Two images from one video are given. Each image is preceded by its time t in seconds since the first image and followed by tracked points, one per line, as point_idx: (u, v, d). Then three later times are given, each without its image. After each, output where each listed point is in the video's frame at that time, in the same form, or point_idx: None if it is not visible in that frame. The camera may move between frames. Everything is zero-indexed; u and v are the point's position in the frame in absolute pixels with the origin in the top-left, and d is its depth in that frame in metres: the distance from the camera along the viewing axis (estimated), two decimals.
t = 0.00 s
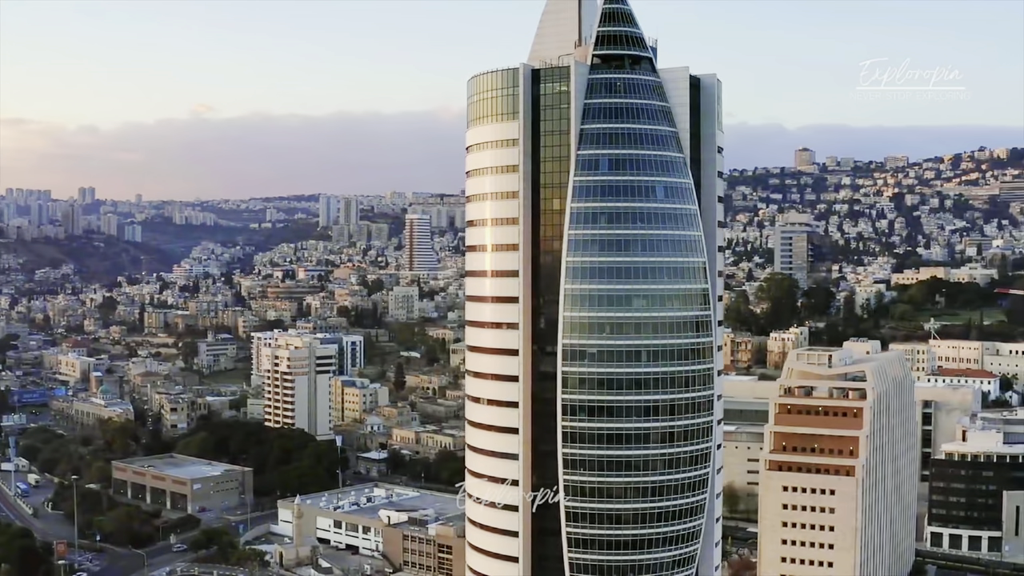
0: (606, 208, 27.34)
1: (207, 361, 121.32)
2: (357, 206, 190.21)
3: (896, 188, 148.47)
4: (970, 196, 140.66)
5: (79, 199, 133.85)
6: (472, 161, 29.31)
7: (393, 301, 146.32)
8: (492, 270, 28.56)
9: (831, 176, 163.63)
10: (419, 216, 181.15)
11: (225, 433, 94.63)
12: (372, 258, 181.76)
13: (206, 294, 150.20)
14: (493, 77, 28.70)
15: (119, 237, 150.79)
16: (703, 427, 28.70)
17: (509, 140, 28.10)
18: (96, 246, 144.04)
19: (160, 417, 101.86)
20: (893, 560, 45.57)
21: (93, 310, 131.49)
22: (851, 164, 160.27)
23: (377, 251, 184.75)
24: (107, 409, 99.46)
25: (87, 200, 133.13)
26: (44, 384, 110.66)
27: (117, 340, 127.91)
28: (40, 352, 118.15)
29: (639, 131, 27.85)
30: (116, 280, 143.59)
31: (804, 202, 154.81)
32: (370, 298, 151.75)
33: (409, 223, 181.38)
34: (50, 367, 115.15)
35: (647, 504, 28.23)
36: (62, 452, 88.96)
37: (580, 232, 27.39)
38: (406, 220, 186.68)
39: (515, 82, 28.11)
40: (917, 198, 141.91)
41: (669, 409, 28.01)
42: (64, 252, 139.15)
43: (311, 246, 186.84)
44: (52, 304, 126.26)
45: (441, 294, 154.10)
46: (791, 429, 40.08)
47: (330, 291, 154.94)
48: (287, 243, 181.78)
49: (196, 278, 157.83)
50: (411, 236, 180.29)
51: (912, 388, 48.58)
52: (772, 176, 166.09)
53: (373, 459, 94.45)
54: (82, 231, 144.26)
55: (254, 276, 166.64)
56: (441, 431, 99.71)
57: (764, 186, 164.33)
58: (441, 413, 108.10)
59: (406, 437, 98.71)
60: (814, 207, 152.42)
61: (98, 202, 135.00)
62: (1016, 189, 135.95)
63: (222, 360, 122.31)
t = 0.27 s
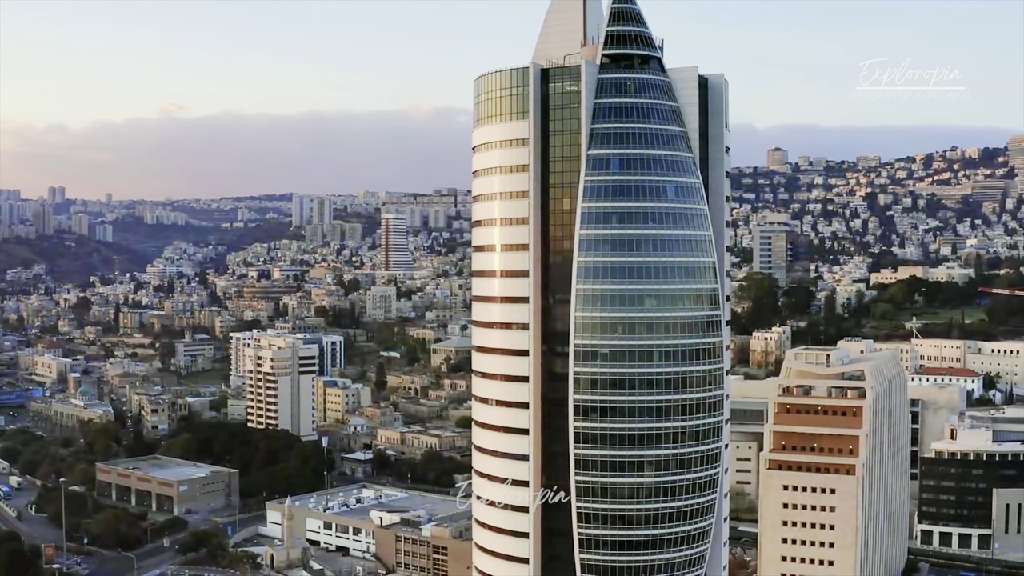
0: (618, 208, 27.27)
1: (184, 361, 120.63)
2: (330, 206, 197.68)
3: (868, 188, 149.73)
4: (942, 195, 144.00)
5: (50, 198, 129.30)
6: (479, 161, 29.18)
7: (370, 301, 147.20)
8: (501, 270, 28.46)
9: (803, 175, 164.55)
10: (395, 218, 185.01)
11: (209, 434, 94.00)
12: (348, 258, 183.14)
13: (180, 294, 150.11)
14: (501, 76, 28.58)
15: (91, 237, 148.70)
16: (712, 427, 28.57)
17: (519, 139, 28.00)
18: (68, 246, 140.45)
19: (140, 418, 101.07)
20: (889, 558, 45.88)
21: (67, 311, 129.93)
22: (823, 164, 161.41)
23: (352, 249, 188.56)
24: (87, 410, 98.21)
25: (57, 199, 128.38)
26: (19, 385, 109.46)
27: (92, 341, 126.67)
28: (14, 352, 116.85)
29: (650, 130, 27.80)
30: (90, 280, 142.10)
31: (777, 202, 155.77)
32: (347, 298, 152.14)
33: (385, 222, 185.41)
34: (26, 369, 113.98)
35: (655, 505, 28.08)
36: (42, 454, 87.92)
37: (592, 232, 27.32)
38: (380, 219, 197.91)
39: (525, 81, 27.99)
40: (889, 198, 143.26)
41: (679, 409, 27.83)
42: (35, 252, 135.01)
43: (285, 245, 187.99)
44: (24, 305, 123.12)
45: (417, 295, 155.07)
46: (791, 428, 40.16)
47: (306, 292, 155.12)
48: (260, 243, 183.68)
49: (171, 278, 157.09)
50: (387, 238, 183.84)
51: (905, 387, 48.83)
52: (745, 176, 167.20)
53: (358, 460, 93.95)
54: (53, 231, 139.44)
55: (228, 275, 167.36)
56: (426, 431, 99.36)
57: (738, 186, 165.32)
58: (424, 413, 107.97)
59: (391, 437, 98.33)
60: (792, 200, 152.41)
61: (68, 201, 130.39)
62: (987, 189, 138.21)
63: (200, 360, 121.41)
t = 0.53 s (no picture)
0: (629, 207, 27.32)
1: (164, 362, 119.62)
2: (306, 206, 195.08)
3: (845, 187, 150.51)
4: (917, 194, 142.09)
5: (21, 196, 125.62)
6: (486, 161, 29.14)
7: (349, 301, 147.16)
8: (509, 270, 28.45)
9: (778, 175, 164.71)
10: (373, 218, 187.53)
11: (195, 435, 93.51)
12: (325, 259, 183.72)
13: (157, 294, 148.96)
14: (509, 76, 28.55)
15: (64, 236, 145.28)
16: (722, 427, 28.60)
17: (528, 139, 27.98)
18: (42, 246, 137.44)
19: (122, 419, 100.34)
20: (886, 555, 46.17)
21: (42, 311, 128.10)
22: (798, 163, 161.74)
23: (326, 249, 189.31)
24: (69, 411, 97.87)
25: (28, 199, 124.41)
26: None
27: (68, 341, 124.97)
28: None
29: (659, 131, 27.87)
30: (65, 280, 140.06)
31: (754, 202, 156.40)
32: (325, 298, 152.00)
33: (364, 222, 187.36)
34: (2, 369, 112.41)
35: (665, 505, 28.08)
36: (23, 457, 86.75)
37: (603, 231, 27.35)
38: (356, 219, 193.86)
39: (534, 80, 27.98)
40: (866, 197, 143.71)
41: (688, 408, 27.86)
42: (9, 251, 133.36)
43: (261, 245, 188.10)
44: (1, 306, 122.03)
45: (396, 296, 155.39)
46: (790, 427, 40.32)
47: (285, 292, 154.65)
48: (236, 243, 184.05)
49: (147, 278, 155.83)
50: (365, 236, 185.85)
51: (899, 386, 49.08)
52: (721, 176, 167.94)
53: (345, 461, 93.40)
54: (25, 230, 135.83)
55: (204, 275, 167.07)
56: (412, 431, 98.84)
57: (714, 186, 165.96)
58: (408, 413, 107.50)
59: (377, 437, 97.95)
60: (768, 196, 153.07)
61: (40, 200, 126.97)
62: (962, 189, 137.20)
63: (179, 361, 121.16)
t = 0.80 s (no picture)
0: (639, 208, 27.34)
1: (144, 362, 119.14)
2: (281, 205, 202.09)
3: (820, 187, 151.97)
4: (890, 197, 144.35)
5: None
6: (493, 161, 29.08)
7: (330, 300, 147.50)
8: (516, 270, 28.42)
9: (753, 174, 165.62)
10: (352, 217, 189.57)
11: (180, 435, 92.86)
12: (304, 259, 184.01)
13: (135, 294, 148.07)
14: (516, 76, 28.53)
15: (38, 236, 143.18)
16: (731, 427, 28.67)
17: (537, 139, 27.96)
18: (15, 246, 134.18)
19: (105, 420, 99.66)
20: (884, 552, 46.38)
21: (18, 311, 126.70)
22: (772, 164, 163.35)
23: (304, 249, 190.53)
24: (50, 413, 96.07)
25: None
26: None
27: (46, 341, 123.63)
28: None
29: (667, 131, 27.92)
30: (40, 280, 138.30)
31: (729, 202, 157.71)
32: (305, 298, 152.11)
33: (342, 222, 188.61)
34: None
35: (676, 504, 28.08)
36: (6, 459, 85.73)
37: (612, 231, 27.38)
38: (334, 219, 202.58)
39: (542, 81, 27.95)
40: (840, 197, 145.69)
41: (698, 409, 27.89)
42: None
43: (236, 245, 188.29)
44: None
45: (376, 296, 156.29)
46: (789, 426, 40.52)
47: (264, 292, 154.49)
48: (212, 243, 183.98)
49: (124, 277, 154.96)
50: (343, 235, 187.36)
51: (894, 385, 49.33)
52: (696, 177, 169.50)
53: (331, 460, 92.56)
54: None
55: (181, 275, 166.11)
56: (399, 431, 98.57)
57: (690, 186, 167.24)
58: (393, 413, 107.29)
59: (364, 437, 97.36)
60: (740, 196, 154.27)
61: (11, 200, 125.67)
62: (936, 190, 143.99)
63: (158, 362, 119.55)
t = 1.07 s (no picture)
0: (649, 208, 27.40)
1: (124, 363, 118.16)
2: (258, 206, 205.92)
3: (796, 187, 153.20)
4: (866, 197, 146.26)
5: None
6: (500, 161, 29.07)
7: (310, 300, 147.12)
8: (524, 270, 28.41)
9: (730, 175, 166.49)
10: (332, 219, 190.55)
11: (167, 437, 92.01)
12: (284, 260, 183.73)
13: (114, 294, 146.94)
14: (525, 75, 28.52)
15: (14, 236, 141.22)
16: (739, 426, 28.77)
17: (547, 139, 27.96)
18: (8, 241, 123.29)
19: (87, 421, 98.63)
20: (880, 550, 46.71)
21: None
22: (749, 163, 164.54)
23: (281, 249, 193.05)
24: (33, 414, 95.23)
25: None
26: None
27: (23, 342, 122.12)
28: None
29: (677, 131, 27.96)
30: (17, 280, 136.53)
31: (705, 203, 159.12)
32: (285, 298, 151.69)
33: (321, 222, 189.20)
34: None
35: (686, 504, 28.15)
36: None
37: (623, 231, 27.42)
38: (311, 219, 211.74)
39: (552, 81, 27.96)
40: (817, 197, 146.96)
41: (707, 408, 27.94)
42: None
43: (212, 247, 187.94)
44: None
45: (357, 296, 156.39)
46: (789, 426, 40.66)
47: (245, 292, 153.90)
48: (188, 243, 183.27)
49: (101, 277, 153.65)
50: (322, 236, 188.22)
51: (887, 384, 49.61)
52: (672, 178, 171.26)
53: (318, 461, 91.69)
54: None
55: (159, 276, 164.82)
56: (386, 432, 97.77)
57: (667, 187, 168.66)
58: (378, 414, 106.91)
59: (351, 438, 96.64)
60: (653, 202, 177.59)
61: None
62: (913, 189, 145.75)
63: (138, 362, 118.98)
